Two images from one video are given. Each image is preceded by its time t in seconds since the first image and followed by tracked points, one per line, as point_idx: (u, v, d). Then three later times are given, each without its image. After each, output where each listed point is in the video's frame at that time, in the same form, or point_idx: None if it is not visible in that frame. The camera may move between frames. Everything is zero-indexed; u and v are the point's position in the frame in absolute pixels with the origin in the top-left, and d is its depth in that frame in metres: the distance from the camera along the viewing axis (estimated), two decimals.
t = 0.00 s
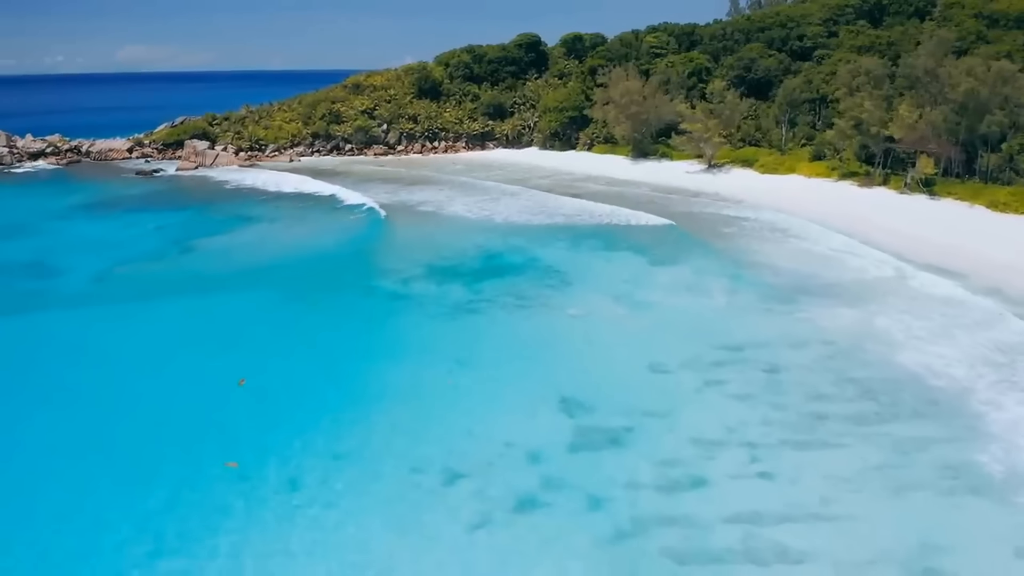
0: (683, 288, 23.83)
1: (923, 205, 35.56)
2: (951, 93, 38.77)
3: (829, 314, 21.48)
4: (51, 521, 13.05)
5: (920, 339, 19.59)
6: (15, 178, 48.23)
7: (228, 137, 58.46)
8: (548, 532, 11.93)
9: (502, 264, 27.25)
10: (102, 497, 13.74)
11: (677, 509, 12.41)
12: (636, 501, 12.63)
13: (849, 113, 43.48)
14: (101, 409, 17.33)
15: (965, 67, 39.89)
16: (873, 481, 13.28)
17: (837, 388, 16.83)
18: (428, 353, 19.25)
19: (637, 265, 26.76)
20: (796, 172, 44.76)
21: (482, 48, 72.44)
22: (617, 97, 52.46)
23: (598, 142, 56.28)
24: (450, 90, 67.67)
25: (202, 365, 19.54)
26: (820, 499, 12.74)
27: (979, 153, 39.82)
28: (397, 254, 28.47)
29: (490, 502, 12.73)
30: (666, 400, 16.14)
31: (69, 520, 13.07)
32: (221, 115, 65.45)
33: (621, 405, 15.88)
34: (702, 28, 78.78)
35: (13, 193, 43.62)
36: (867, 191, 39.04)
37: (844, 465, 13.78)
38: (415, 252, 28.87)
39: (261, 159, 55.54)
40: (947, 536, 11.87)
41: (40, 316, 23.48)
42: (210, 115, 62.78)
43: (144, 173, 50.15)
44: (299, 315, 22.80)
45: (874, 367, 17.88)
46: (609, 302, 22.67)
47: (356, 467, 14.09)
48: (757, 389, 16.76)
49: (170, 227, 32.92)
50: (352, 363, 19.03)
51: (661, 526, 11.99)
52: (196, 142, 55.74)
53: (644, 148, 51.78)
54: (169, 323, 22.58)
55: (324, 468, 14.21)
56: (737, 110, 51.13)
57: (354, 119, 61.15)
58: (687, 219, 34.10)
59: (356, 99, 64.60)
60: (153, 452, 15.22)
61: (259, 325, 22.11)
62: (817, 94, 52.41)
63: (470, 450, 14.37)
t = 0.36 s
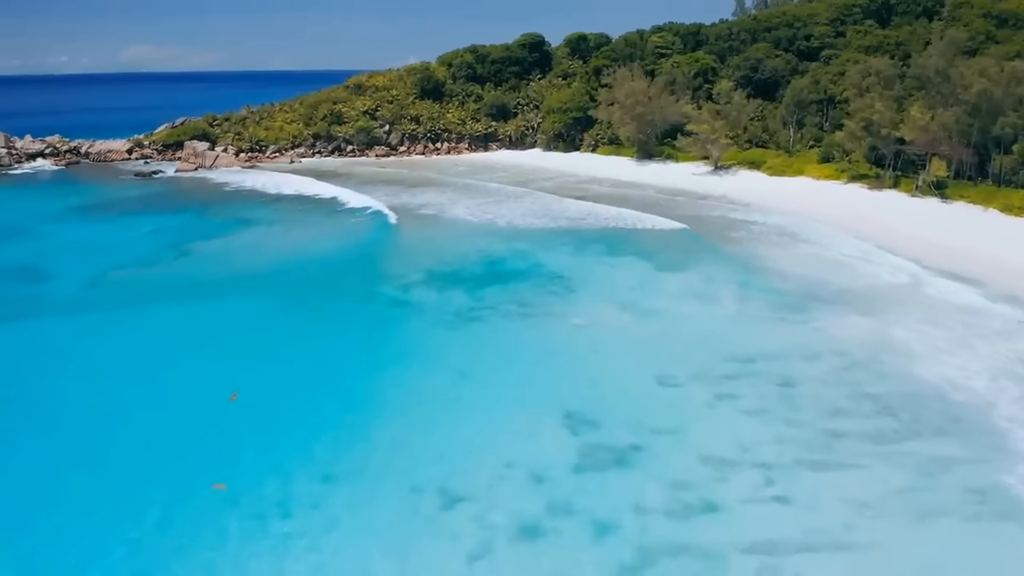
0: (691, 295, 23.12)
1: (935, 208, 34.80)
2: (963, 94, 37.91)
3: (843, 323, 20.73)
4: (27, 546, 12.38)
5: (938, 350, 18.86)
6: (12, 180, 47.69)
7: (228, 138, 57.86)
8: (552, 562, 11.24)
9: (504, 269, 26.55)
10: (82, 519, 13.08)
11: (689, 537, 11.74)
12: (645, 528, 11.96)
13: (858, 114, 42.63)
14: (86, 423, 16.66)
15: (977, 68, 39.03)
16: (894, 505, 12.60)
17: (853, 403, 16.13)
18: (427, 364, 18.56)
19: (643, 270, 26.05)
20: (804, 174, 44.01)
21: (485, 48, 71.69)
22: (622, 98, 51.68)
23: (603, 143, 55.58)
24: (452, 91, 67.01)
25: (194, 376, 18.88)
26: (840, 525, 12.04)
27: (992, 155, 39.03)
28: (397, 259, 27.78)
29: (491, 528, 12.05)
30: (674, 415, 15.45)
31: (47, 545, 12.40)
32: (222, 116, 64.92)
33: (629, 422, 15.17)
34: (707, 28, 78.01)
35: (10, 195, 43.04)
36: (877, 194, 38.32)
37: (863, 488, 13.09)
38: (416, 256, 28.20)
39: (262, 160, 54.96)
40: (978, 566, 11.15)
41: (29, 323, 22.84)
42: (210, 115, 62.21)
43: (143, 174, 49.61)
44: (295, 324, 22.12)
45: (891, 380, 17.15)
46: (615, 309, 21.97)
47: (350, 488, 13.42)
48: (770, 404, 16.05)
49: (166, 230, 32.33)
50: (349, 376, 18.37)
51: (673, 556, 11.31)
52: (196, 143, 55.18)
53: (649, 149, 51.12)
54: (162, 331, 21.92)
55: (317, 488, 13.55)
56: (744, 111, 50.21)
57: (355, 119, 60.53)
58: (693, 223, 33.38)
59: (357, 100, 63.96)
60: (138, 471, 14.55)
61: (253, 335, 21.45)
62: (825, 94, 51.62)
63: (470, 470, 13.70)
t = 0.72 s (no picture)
0: (701, 304, 22.31)
1: (949, 212, 33.92)
2: (978, 95, 36.92)
3: (859, 334, 19.92)
4: None
5: (961, 363, 17.98)
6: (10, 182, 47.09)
7: (228, 139, 57.26)
8: None
9: (507, 276, 25.77)
10: (58, 547, 12.33)
11: (703, 572, 10.98)
12: (656, 562, 11.18)
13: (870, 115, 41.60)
14: (68, 440, 15.91)
15: (994, 69, 38.00)
16: (921, 536, 11.79)
17: (874, 422, 15.33)
18: (426, 379, 17.79)
19: (650, 278, 25.23)
20: (813, 176, 43.14)
21: (489, 48, 70.87)
22: (628, 99, 50.84)
23: (608, 144, 54.76)
24: (456, 91, 66.26)
25: (183, 391, 18.14)
26: (865, 559, 11.25)
27: (1007, 158, 38.11)
28: (396, 264, 27.05)
29: (492, 561, 11.28)
30: (686, 435, 14.66)
31: None
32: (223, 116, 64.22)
33: (638, 443, 14.36)
34: (714, 28, 77.08)
35: (6, 198, 42.45)
36: (888, 197, 37.46)
37: (888, 516, 12.28)
38: (417, 261, 27.44)
39: (262, 162, 54.33)
40: None
41: (17, 331, 22.14)
42: (211, 116, 61.60)
43: (142, 175, 48.98)
44: (290, 335, 21.36)
45: (913, 396, 16.33)
46: (622, 320, 21.18)
47: (343, 515, 12.66)
48: (786, 422, 15.25)
49: (161, 233, 31.65)
50: (345, 392, 17.61)
51: None
52: (196, 144, 54.52)
53: (656, 151, 50.35)
54: (152, 343, 21.18)
55: (307, 515, 12.78)
56: (752, 112, 49.28)
57: (358, 120, 59.86)
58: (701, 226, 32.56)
59: (360, 100, 63.24)
60: (119, 495, 13.77)
61: (247, 347, 20.71)
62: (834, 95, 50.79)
63: (470, 496, 12.93)
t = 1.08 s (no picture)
0: (709, 313, 21.57)
1: (962, 215, 33.13)
2: (992, 96, 36.05)
3: (875, 344, 19.16)
4: None
5: (980, 376, 17.21)
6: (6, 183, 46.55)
7: (228, 141, 56.72)
8: None
9: (509, 282, 25.03)
10: None
11: None
12: None
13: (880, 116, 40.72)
14: (48, 459, 15.20)
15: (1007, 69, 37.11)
16: (947, 567, 11.07)
17: (895, 440, 14.60)
18: (424, 394, 17.11)
19: (656, 285, 24.47)
20: (822, 179, 42.34)
21: (492, 48, 70.18)
22: (633, 100, 50.09)
23: (613, 145, 54.03)
24: (458, 91, 65.61)
25: (172, 405, 17.44)
26: None
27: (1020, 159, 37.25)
28: (396, 270, 26.36)
29: None
30: (696, 455, 13.96)
31: None
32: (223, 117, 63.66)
33: (646, 466, 13.62)
34: (719, 28, 76.24)
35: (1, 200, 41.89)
36: (899, 200, 36.66)
37: (911, 544, 11.56)
38: (413, 265, 26.82)
39: (262, 163, 53.74)
40: None
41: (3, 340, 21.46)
42: (211, 117, 61.04)
43: (140, 177, 48.38)
44: (284, 346, 20.65)
45: (934, 412, 15.59)
46: (628, 329, 20.43)
47: (334, 543, 11.98)
48: (801, 440, 14.53)
49: (156, 238, 31.07)
50: (339, 408, 16.90)
51: None
52: (196, 145, 53.95)
53: (661, 153, 49.54)
54: (142, 353, 20.50)
55: (297, 542, 12.09)
56: (759, 113, 48.46)
57: (359, 121, 59.26)
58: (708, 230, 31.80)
59: (361, 101, 62.60)
60: (96, 519, 13.08)
61: (240, 358, 19.99)
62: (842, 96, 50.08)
63: (469, 522, 12.23)
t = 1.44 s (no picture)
0: (719, 322, 20.76)
1: (976, 219, 32.29)
2: (1005, 97, 35.15)
3: (893, 356, 18.34)
4: None
5: (1004, 391, 16.39)
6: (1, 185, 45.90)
7: (227, 142, 56.06)
8: None
9: (510, 289, 24.26)
10: None
11: None
12: None
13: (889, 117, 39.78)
14: (26, 480, 14.52)
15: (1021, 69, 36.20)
16: None
17: (917, 460, 13.82)
18: (421, 411, 16.41)
19: (662, 292, 23.67)
20: (830, 181, 41.50)
21: (494, 48, 69.36)
22: (637, 100, 49.26)
23: (616, 147, 53.22)
24: (460, 91, 64.83)
25: (157, 421, 16.78)
26: None
27: None
28: (395, 276, 25.59)
29: None
30: (707, 480, 13.25)
31: None
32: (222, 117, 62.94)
33: (652, 493, 12.92)
34: (724, 28, 75.26)
35: None
36: (909, 203, 35.87)
37: None
38: (411, 271, 26.09)
39: (261, 164, 53.02)
40: None
41: None
42: (209, 117, 60.32)
43: (137, 178, 47.69)
44: (276, 357, 19.96)
45: (959, 431, 14.79)
46: (633, 339, 19.67)
47: None
48: (819, 461, 13.78)
49: (149, 243, 30.42)
50: (332, 425, 16.21)
51: None
52: (194, 147, 53.28)
53: (666, 154, 48.53)
54: (129, 365, 19.82)
55: None
56: (766, 113, 47.65)
57: (359, 122, 58.53)
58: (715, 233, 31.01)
59: (362, 101, 61.88)
60: (72, 549, 12.43)
61: (230, 369, 19.32)
62: (849, 97, 49.38)
63: (466, 557, 11.54)
